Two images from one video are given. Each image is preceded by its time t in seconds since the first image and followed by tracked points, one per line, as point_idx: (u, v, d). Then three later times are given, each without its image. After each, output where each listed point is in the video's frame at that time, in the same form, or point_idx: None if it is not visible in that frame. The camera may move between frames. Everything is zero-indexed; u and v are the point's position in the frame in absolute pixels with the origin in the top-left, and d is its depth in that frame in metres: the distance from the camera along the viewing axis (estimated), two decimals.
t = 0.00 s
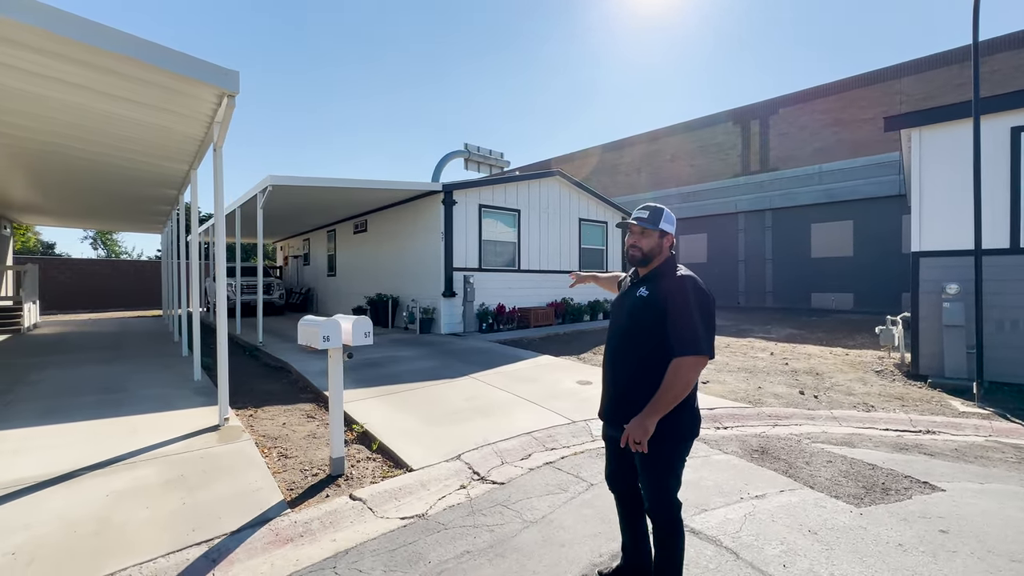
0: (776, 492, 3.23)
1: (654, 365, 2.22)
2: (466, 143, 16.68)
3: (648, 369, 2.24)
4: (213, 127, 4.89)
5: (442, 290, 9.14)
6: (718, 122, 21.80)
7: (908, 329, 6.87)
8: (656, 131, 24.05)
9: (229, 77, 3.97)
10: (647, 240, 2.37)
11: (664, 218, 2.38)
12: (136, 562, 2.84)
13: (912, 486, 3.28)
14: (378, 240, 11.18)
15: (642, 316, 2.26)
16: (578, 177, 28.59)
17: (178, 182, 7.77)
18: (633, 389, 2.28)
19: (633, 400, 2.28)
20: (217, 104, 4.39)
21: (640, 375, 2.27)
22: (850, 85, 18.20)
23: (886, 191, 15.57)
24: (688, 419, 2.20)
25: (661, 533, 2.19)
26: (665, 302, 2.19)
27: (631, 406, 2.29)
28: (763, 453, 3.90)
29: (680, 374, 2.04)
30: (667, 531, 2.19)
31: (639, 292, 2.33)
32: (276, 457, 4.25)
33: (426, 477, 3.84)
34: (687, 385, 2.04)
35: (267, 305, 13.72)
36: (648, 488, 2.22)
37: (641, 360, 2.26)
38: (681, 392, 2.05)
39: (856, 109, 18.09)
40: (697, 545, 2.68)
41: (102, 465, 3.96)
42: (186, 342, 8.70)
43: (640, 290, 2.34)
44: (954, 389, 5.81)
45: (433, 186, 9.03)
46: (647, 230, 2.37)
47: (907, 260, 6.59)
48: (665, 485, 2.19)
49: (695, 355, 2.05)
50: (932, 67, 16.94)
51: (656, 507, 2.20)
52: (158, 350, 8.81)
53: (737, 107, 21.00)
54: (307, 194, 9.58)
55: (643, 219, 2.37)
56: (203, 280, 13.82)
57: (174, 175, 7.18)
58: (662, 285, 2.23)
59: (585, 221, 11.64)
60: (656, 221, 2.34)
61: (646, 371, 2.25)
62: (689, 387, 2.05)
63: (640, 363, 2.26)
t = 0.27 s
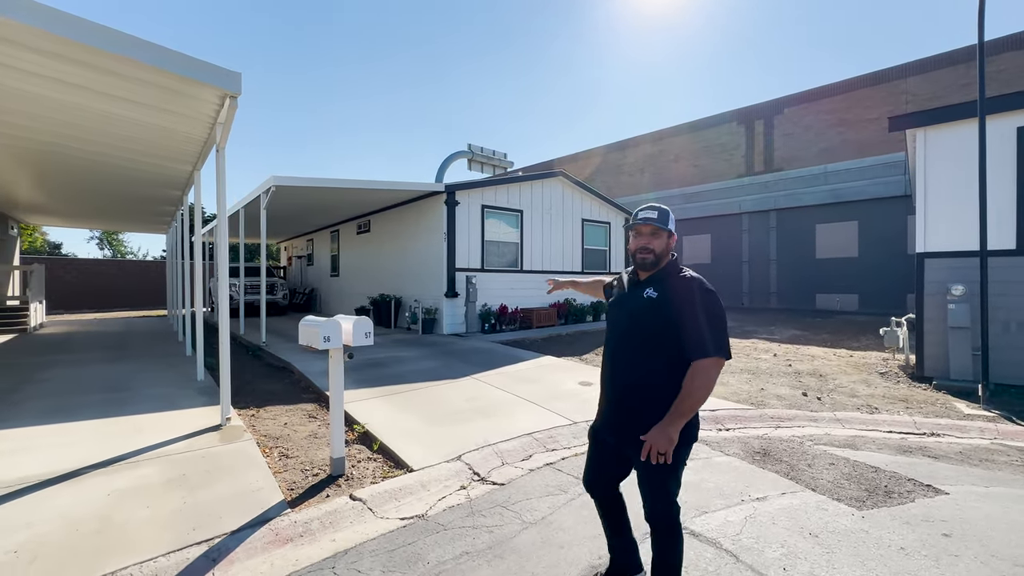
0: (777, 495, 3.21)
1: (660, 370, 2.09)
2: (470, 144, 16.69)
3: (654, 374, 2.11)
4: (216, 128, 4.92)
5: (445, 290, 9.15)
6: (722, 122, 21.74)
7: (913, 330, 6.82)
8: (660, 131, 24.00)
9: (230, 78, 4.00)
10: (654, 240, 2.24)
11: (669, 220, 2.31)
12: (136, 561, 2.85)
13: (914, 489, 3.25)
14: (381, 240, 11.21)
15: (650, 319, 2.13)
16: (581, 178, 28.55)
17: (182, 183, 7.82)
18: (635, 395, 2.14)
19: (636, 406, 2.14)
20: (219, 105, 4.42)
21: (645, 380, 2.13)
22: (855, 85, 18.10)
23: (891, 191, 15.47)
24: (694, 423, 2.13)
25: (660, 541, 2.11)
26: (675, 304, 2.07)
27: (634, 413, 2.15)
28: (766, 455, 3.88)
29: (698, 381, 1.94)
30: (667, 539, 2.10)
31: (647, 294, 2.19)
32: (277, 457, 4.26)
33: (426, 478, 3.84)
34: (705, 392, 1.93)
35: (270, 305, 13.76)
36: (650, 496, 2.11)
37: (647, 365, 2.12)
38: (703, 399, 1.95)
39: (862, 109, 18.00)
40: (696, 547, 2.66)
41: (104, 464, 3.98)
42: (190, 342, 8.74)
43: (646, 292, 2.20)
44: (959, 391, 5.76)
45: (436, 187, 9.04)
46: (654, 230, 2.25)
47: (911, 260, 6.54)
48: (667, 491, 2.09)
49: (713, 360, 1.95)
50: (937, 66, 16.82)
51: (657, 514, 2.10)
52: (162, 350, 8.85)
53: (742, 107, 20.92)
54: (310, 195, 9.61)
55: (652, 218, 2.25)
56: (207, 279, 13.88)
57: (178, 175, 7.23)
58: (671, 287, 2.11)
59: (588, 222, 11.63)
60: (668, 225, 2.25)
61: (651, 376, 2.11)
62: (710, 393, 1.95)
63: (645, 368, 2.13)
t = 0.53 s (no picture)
0: (780, 496, 3.19)
1: (660, 373, 1.99)
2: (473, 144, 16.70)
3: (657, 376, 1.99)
4: (220, 129, 4.95)
5: (448, 290, 9.17)
6: (726, 122, 21.66)
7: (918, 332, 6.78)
8: (664, 131, 23.95)
9: (234, 79, 4.02)
10: (653, 242, 2.12)
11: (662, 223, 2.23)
12: (140, 559, 2.87)
13: (918, 491, 3.23)
14: (384, 241, 11.23)
15: (652, 320, 2.02)
16: (585, 178, 28.52)
17: (187, 184, 7.88)
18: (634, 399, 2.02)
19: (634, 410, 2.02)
20: (223, 106, 4.45)
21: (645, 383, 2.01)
22: (861, 85, 18.01)
23: (897, 191, 15.38)
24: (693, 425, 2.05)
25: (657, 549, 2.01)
26: (681, 305, 1.98)
27: (631, 417, 2.02)
28: (769, 457, 3.86)
29: (708, 383, 1.86)
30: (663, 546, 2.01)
31: (648, 297, 2.07)
32: (280, 457, 4.27)
33: (428, 477, 3.85)
34: (716, 395, 1.83)
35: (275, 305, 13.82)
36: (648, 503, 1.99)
37: (647, 366, 2.00)
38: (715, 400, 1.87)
39: (869, 109, 17.89)
40: (698, 549, 2.65)
41: (109, 463, 4.01)
42: (195, 341, 8.79)
43: (648, 294, 2.08)
44: (966, 394, 5.71)
45: (439, 187, 9.05)
46: (654, 232, 2.13)
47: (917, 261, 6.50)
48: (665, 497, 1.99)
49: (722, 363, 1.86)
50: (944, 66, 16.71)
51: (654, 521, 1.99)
52: (166, 349, 8.90)
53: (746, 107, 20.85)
54: (314, 195, 9.64)
55: (652, 220, 2.13)
56: (212, 279, 13.95)
57: (183, 176, 7.28)
58: (676, 288, 2.02)
59: (592, 222, 11.62)
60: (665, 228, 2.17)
61: (651, 378, 2.00)
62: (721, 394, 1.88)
63: (645, 370, 2.01)
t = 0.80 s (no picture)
0: (783, 497, 3.18)
1: (656, 373, 1.94)
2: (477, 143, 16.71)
3: (649, 377, 1.95)
4: (224, 129, 4.96)
5: (451, 290, 9.18)
6: (730, 121, 21.59)
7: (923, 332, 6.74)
8: (668, 131, 23.88)
9: (238, 79, 4.03)
10: (636, 246, 2.06)
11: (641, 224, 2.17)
12: (144, 556, 2.89)
13: (923, 493, 3.21)
14: (387, 240, 11.25)
15: (643, 322, 1.97)
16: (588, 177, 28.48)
17: (192, 183, 7.91)
18: (625, 402, 1.97)
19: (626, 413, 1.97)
20: (227, 106, 4.46)
21: (636, 386, 1.96)
22: (866, 84, 17.91)
23: (902, 191, 15.30)
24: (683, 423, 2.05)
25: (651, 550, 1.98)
26: (674, 306, 1.96)
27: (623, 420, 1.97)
28: (772, 457, 3.85)
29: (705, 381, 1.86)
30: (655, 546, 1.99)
31: (638, 300, 2.02)
32: (283, 455, 4.29)
33: (431, 477, 3.85)
34: (712, 393, 1.84)
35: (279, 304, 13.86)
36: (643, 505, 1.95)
37: (639, 368, 1.95)
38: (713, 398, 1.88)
39: (873, 109, 17.81)
40: (701, 549, 2.65)
41: (114, 461, 4.03)
42: (199, 340, 8.82)
43: (637, 298, 2.03)
44: (971, 395, 5.68)
45: (442, 186, 9.06)
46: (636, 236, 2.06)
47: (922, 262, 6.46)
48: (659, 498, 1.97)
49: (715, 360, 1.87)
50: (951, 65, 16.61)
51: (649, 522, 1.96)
52: (171, 348, 8.94)
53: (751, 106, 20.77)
54: (317, 195, 9.66)
55: (633, 224, 2.05)
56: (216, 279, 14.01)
57: (187, 175, 7.31)
58: (666, 289, 1.99)
59: (595, 222, 11.61)
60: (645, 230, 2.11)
61: (643, 379, 1.95)
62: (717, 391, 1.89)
63: (637, 372, 1.96)
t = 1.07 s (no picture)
0: (784, 497, 3.19)
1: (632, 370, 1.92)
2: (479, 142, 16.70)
3: (627, 376, 1.92)
4: (227, 128, 4.98)
5: (453, 289, 9.19)
6: (733, 120, 21.54)
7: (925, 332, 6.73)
8: (670, 129, 23.84)
9: (241, 78, 4.04)
10: (602, 243, 2.04)
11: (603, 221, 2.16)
12: (149, 553, 2.90)
13: (926, 493, 3.22)
14: (389, 239, 11.27)
15: (618, 320, 1.93)
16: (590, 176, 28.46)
17: (195, 182, 7.93)
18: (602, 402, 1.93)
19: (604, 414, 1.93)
20: (231, 105, 4.47)
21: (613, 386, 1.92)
22: (870, 82, 17.86)
23: (905, 190, 15.27)
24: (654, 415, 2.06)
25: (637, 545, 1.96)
26: (645, 301, 1.95)
27: (600, 422, 1.93)
28: (774, 457, 3.85)
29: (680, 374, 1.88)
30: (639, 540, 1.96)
31: (609, 298, 1.98)
32: (286, 453, 4.30)
33: (433, 475, 3.87)
34: (688, 385, 1.87)
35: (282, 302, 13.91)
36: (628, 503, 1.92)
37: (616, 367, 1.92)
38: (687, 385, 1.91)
39: (876, 108, 17.76)
40: (703, 548, 2.65)
41: (118, 458, 4.05)
42: (202, 338, 8.86)
43: (607, 295, 1.99)
44: (973, 395, 5.68)
45: (444, 185, 9.07)
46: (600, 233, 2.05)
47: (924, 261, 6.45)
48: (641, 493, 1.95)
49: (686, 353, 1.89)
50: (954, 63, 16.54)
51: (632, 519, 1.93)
52: (174, 346, 8.97)
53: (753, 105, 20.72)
54: (320, 193, 9.68)
55: (597, 221, 2.04)
56: (219, 277, 14.04)
57: (191, 174, 7.33)
58: (635, 285, 1.98)
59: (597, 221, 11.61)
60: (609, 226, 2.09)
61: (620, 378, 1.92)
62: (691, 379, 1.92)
63: (613, 371, 1.93)
